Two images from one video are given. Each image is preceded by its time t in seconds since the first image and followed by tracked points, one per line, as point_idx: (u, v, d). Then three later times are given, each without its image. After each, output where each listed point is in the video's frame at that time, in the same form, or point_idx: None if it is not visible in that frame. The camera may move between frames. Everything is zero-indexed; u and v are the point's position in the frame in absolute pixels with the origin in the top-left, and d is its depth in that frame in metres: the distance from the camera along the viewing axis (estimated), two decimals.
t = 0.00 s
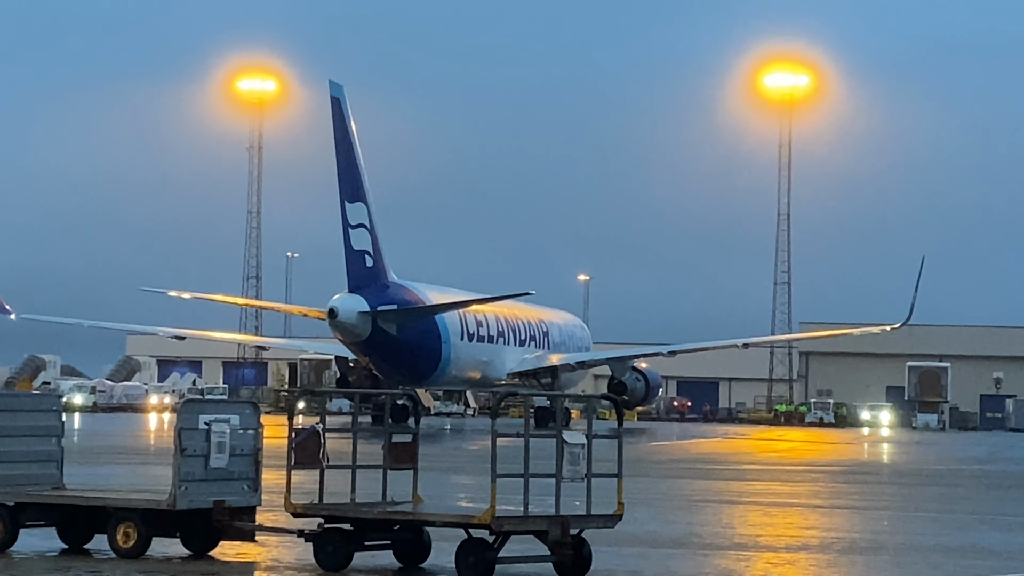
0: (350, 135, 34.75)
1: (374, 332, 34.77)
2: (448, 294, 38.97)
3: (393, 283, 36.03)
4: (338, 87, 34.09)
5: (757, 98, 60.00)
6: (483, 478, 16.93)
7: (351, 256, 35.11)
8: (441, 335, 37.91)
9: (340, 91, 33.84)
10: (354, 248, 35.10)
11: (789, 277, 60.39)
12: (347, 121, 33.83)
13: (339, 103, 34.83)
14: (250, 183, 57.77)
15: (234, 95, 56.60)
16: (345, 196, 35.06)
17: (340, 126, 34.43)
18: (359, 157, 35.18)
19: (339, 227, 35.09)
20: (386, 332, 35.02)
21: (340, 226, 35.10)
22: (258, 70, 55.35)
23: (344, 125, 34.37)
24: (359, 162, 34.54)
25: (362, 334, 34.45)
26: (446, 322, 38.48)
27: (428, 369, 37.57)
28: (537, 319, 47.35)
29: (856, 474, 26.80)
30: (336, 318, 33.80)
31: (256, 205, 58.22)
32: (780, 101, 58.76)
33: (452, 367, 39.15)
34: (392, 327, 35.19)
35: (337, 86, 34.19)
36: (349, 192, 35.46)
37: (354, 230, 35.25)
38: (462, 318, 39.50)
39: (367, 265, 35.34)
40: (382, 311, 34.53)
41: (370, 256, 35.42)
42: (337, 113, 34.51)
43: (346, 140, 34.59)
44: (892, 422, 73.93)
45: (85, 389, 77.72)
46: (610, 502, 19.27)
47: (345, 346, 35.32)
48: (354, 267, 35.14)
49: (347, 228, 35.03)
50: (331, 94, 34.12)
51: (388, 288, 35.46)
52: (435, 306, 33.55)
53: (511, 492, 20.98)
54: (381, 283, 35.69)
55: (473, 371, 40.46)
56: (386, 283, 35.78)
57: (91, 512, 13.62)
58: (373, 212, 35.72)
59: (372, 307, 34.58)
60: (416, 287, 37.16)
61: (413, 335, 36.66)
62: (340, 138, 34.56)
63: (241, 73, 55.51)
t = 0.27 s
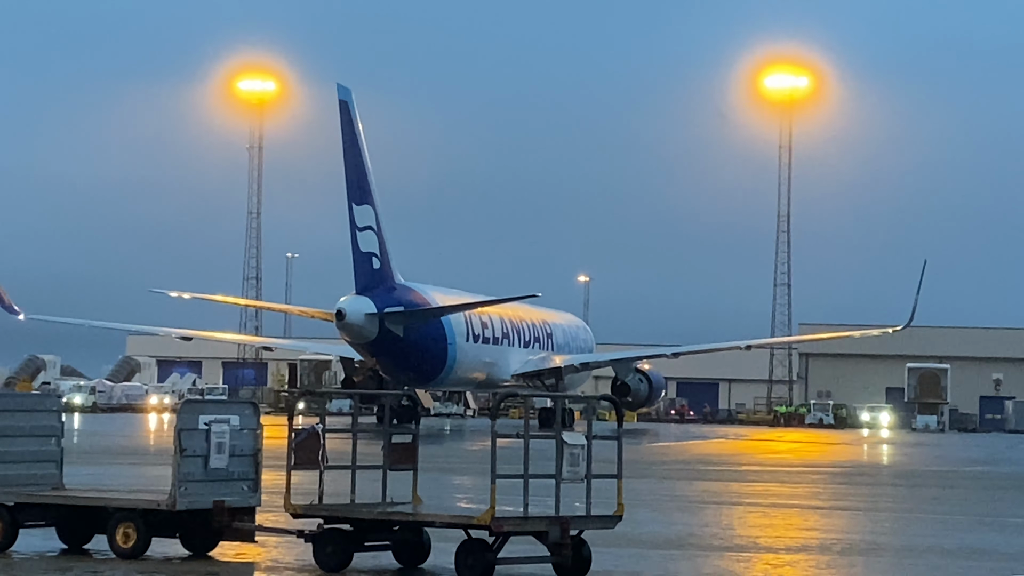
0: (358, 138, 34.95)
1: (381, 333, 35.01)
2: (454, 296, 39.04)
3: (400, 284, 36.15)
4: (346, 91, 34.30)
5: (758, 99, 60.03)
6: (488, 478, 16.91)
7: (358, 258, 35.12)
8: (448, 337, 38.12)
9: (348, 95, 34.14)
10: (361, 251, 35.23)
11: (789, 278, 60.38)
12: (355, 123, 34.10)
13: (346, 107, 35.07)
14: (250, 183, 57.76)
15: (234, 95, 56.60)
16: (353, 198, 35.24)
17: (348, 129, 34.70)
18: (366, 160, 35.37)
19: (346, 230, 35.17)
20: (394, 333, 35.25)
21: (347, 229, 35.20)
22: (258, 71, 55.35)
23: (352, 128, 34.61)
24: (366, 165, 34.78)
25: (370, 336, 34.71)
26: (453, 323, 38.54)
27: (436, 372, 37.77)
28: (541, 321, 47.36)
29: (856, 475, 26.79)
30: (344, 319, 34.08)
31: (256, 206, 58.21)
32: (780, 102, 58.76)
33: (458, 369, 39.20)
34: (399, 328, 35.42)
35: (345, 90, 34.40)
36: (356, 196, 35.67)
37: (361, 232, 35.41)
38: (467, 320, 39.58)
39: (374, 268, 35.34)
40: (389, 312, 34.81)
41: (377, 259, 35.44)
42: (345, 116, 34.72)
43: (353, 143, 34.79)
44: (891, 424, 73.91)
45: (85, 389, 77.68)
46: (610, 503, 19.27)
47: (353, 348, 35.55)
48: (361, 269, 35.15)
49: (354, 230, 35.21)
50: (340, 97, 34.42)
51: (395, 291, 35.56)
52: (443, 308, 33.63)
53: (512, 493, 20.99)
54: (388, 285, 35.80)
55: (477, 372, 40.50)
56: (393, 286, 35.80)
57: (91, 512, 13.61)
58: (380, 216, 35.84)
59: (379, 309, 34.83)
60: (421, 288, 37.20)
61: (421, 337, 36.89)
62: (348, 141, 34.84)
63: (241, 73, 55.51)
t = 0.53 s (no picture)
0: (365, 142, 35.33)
1: (389, 336, 35.19)
2: (461, 298, 39.12)
3: (406, 287, 36.37)
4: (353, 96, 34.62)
5: (757, 101, 60.04)
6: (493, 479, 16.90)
7: (366, 261, 35.56)
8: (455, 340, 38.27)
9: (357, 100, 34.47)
10: (368, 254, 35.51)
11: (789, 281, 60.39)
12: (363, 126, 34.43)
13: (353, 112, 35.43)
14: (250, 185, 57.78)
15: (234, 97, 56.63)
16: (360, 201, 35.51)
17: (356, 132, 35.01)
18: (373, 164, 35.76)
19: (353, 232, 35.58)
20: (401, 335, 35.41)
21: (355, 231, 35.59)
22: (258, 72, 55.38)
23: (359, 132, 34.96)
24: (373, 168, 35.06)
25: (378, 338, 34.89)
26: (458, 326, 38.63)
27: (443, 374, 37.90)
28: (545, 324, 47.41)
29: (855, 478, 26.79)
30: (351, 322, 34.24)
31: (257, 207, 58.24)
32: (780, 104, 58.78)
33: (464, 371, 39.26)
34: (406, 331, 35.58)
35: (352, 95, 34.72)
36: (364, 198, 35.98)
37: (368, 235, 35.70)
38: (473, 322, 39.67)
39: (381, 269, 35.85)
40: (396, 314, 35.01)
41: (384, 261, 35.92)
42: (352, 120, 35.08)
43: (361, 147, 35.19)
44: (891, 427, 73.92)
45: (85, 391, 77.68)
46: (610, 505, 19.28)
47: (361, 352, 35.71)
48: (369, 271, 35.60)
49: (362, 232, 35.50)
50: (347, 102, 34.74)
51: (402, 293, 35.78)
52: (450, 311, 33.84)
53: (511, 495, 21.01)
54: (395, 287, 36.10)
55: (483, 375, 40.54)
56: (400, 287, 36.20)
57: (91, 514, 13.62)
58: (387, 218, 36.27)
59: (386, 311, 35.01)
60: (427, 291, 37.33)
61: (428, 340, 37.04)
62: (355, 144, 35.14)
63: (241, 75, 55.53)
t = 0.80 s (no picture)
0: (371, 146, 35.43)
1: (394, 338, 35.56)
2: (466, 301, 39.23)
3: (412, 290, 36.67)
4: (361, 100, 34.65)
5: (757, 103, 60.03)
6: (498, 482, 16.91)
7: (371, 264, 35.87)
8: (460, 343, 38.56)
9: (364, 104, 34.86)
10: (374, 257, 35.87)
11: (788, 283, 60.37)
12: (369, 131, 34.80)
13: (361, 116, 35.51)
14: (250, 187, 57.78)
15: (234, 98, 56.62)
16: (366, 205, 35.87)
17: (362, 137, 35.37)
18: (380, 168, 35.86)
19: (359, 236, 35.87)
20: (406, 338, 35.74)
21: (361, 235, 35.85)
22: (258, 74, 55.37)
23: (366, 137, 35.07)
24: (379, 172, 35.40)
25: (383, 340, 35.27)
26: (463, 328, 38.76)
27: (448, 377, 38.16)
28: (548, 326, 47.47)
29: (854, 480, 26.80)
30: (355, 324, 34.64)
31: (256, 209, 58.23)
32: (779, 106, 58.78)
33: (469, 374, 39.39)
34: (410, 333, 35.90)
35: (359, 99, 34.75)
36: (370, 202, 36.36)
37: (374, 238, 36.07)
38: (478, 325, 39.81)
39: (386, 273, 36.04)
40: (401, 317, 35.38)
41: (390, 265, 36.07)
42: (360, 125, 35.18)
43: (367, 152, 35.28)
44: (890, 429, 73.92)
45: (84, 392, 77.64)
46: (609, 507, 19.28)
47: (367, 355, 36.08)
48: (374, 275, 35.91)
49: (368, 236, 35.88)
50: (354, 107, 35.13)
51: (407, 296, 36.09)
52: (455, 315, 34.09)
53: (510, 497, 21.03)
54: (400, 290, 36.27)
55: (487, 378, 40.56)
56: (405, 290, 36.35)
57: (90, 516, 13.61)
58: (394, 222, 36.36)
59: (392, 314, 35.42)
60: (431, 292, 37.47)
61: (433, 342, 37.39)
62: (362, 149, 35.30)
63: (241, 76, 55.53)
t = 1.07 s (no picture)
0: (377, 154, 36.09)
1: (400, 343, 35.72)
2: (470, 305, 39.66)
3: (416, 294, 37.17)
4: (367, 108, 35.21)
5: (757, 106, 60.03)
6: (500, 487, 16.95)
7: (376, 269, 36.39)
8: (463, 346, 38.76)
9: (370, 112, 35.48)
10: (380, 262, 36.38)
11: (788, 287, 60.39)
12: (375, 138, 35.41)
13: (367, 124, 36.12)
14: (250, 191, 57.78)
15: (234, 103, 56.65)
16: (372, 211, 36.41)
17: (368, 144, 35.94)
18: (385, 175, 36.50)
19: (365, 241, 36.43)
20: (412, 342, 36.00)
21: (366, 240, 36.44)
22: (258, 78, 55.39)
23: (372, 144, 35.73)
24: (385, 178, 35.99)
25: (389, 345, 35.43)
26: (466, 333, 39.16)
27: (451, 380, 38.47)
28: (551, 331, 47.57)
29: (853, 484, 26.81)
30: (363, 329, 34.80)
31: (256, 213, 58.25)
32: (779, 110, 58.79)
33: (472, 377, 39.70)
34: (416, 337, 36.16)
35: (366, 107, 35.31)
36: (375, 208, 36.93)
37: (380, 244, 36.62)
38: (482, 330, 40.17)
39: (392, 277, 36.59)
40: (408, 322, 35.52)
41: (395, 269, 36.68)
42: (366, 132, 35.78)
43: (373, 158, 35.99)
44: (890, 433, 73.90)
45: (84, 396, 77.57)
46: (608, 512, 19.30)
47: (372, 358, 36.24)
48: (380, 279, 36.43)
49: (374, 241, 36.42)
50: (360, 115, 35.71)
51: (413, 300, 36.55)
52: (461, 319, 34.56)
53: (511, 501, 21.04)
54: (405, 295, 36.86)
55: (491, 382, 40.98)
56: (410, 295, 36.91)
57: (90, 519, 13.60)
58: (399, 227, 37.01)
59: (396, 318, 35.53)
60: (436, 297, 38.08)
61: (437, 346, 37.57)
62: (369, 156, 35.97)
63: (241, 80, 55.54)
